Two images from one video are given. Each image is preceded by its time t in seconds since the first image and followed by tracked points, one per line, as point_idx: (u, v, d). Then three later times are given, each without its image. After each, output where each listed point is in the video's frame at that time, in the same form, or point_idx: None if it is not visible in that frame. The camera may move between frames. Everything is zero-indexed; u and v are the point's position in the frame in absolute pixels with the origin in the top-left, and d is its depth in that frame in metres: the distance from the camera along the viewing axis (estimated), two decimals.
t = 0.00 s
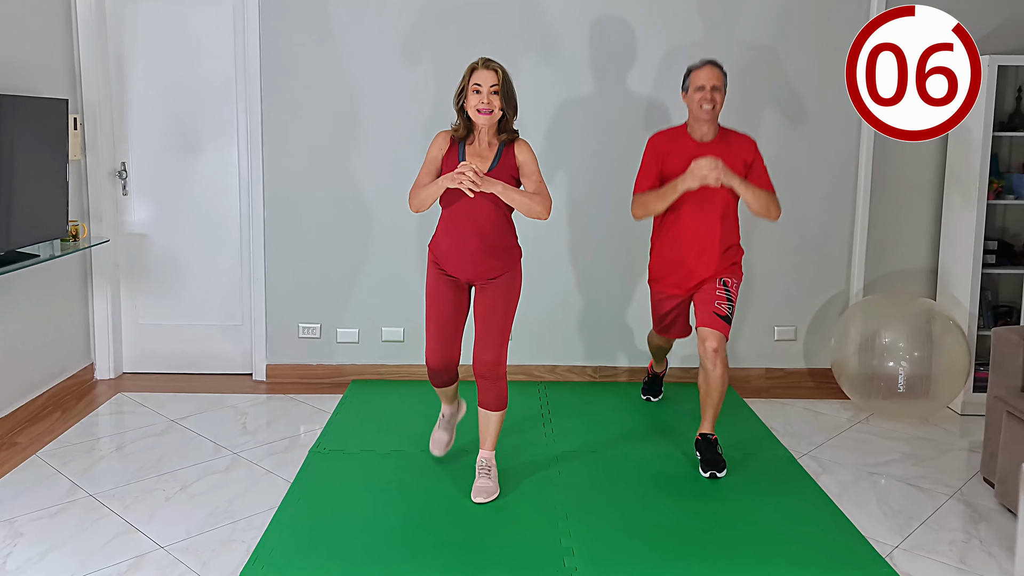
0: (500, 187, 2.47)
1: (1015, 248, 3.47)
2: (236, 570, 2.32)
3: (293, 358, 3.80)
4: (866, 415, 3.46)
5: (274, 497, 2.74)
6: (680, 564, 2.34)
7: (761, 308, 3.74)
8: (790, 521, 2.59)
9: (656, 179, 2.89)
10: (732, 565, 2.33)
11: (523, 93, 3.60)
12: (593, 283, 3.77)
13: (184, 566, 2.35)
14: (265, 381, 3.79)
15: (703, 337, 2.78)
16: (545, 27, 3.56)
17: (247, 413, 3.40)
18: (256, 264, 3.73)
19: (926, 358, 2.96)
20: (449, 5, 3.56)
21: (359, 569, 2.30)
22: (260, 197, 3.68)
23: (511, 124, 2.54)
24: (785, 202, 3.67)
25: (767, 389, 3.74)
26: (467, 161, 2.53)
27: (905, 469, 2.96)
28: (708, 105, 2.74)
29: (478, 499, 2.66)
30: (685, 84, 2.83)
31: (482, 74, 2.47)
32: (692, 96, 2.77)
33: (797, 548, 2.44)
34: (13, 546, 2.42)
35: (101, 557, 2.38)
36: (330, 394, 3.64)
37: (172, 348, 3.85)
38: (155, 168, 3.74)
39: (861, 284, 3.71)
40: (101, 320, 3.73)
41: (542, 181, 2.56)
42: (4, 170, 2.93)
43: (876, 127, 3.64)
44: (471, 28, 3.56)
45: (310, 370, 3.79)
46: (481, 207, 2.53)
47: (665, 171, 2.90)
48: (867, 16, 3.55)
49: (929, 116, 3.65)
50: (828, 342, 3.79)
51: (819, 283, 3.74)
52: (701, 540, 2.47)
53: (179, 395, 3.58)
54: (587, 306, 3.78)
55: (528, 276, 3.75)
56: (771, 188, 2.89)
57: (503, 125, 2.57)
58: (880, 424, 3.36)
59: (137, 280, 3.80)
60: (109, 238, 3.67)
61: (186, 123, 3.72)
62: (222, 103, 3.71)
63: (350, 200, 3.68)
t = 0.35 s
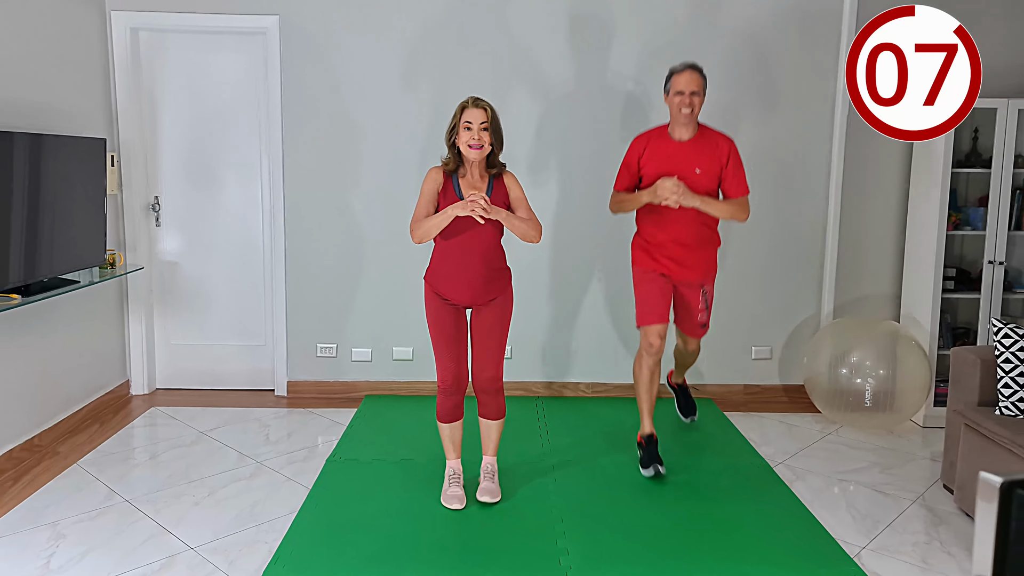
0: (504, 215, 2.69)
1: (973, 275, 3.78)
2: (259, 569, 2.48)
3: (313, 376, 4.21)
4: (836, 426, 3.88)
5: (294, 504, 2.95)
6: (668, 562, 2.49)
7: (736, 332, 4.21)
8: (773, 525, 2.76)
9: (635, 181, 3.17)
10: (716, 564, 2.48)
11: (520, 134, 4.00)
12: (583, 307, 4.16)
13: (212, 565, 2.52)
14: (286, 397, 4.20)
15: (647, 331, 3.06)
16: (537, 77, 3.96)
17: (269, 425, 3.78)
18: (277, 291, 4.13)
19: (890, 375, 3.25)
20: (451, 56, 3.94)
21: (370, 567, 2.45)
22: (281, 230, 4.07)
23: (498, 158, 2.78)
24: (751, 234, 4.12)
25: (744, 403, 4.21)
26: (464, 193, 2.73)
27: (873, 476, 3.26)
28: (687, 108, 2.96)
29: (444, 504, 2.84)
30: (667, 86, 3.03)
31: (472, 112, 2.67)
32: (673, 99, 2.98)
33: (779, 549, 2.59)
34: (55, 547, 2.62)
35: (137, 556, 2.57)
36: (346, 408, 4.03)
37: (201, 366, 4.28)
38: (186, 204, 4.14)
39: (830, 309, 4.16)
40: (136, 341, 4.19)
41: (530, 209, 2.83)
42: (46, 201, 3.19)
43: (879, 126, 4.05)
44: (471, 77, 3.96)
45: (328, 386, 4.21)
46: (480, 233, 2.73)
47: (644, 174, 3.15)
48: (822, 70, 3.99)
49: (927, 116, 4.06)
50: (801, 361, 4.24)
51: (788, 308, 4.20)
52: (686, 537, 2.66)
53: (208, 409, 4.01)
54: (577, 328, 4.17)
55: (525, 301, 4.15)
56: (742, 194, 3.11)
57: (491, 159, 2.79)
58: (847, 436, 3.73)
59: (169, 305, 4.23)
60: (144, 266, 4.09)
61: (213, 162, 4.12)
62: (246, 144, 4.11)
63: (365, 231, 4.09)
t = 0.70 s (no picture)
0: (489, 233, 2.88)
1: (953, 288, 3.96)
2: (270, 569, 2.57)
3: (321, 385, 4.38)
4: (822, 433, 4.04)
5: (304, 506, 3.07)
6: (659, 562, 2.60)
7: (728, 343, 4.38)
8: (762, 527, 2.88)
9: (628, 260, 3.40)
10: (706, 565, 2.58)
11: (520, 152, 4.18)
12: (580, 318, 4.34)
13: (226, 565, 2.61)
14: (296, 404, 4.38)
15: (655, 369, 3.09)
16: (536, 100, 4.15)
17: (280, 431, 3.97)
18: (286, 303, 4.31)
19: (873, 383, 3.41)
20: (454, 79, 4.12)
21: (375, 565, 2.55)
22: (290, 245, 4.25)
23: (492, 180, 2.96)
24: (741, 249, 4.30)
25: (735, 411, 4.39)
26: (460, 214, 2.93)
27: (855, 480, 3.42)
28: (681, 194, 3.19)
29: (449, 507, 2.95)
30: (664, 172, 3.28)
31: (467, 137, 2.84)
32: (668, 185, 3.22)
33: (767, 551, 2.69)
34: (76, 547, 2.70)
35: (155, 556, 2.65)
36: (353, 415, 4.21)
37: (215, 375, 4.48)
38: (201, 220, 4.34)
39: (817, 321, 4.34)
40: (153, 350, 4.37)
41: (523, 226, 3.01)
42: (67, 214, 3.34)
43: (879, 127, 4.21)
44: (472, 99, 4.14)
45: (336, 394, 4.38)
46: (475, 251, 2.93)
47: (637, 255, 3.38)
48: (807, 92, 4.18)
49: (926, 117, 4.28)
50: (788, 370, 4.42)
51: (775, 320, 4.37)
52: (674, 537, 2.78)
53: (220, 416, 4.19)
54: (574, 339, 4.36)
55: (524, 313, 4.33)
56: (721, 280, 3.36)
57: (486, 181, 2.96)
58: (832, 442, 3.90)
59: (185, 316, 4.43)
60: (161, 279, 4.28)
61: (227, 181, 4.32)
62: (257, 164, 4.31)
63: (372, 246, 4.26)
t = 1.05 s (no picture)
0: (490, 252, 2.91)
1: (953, 288, 3.96)
2: (270, 569, 2.57)
3: (321, 385, 4.38)
4: (822, 433, 4.04)
5: (304, 506, 3.07)
6: (658, 562, 2.60)
7: (728, 342, 4.38)
8: (762, 527, 2.88)
9: (631, 267, 3.37)
10: (706, 565, 2.58)
11: (518, 152, 4.18)
12: (580, 318, 4.34)
13: (225, 565, 2.61)
14: (296, 404, 4.38)
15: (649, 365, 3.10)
16: (536, 100, 4.15)
17: (280, 431, 3.97)
18: (286, 303, 4.31)
19: (873, 383, 3.41)
20: (454, 79, 4.13)
21: (375, 565, 2.55)
22: (290, 244, 4.25)
23: (492, 199, 2.99)
24: (741, 249, 4.30)
25: (735, 410, 4.40)
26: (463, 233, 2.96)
27: (855, 480, 3.42)
28: (680, 201, 3.15)
29: (449, 506, 2.96)
30: (663, 177, 3.23)
31: (465, 158, 2.84)
32: (667, 191, 3.17)
33: (767, 550, 2.69)
34: (76, 547, 2.70)
35: (156, 556, 2.65)
36: (353, 415, 4.21)
37: (215, 375, 4.48)
38: (200, 220, 4.34)
39: (816, 321, 4.34)
40: (153, 350, 4.37)
41: (525, 242, 3.05)
42: (67, 213, 3.34)
43: (879, 126, 4.21)
44: (473, 99, 4.14)
45: (336, 393, 4.38)
46: (479, 268, 2.98)
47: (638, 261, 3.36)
48: (807, 92, 4.18)
49: (926, 117, 4.29)
50: (788, 370, 4.43)
51: (776, 320, 4.37)
52: (674, 537, 2.78)
53: (220, 416, 4.19)
54: (574, 339, 4.36)
55: (524, 313, 4.33)
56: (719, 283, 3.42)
57: (486, 200, 2.98)
58: (832, 441, 3.90)
59: (185, 316, 4.43)
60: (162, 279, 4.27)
61: (227, 181, 4.32)
62: (258, 165, 4.31)
63: (371, 245, 4.26)
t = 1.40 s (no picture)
0: (483, 224, 2.83)
1: (953, 287, 3.96)
2: (270, 569, 2.57)
3: (321, 385, 4.38)
4: (822, 433, 4.04)
5: (304, 506, 3.07)
6: (658, 562, 2.60)
7: (728, 342, 4.38)
8: (763, 527, 2.88)
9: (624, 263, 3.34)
10: (706, 565, 2.58)
11: (518, 152, 4.18)
12: (580, 318, 4.34)
13: (226, 565, 2.61)
14: (296, 404, 4.38)
15: (649, 372, 3.09)
16: (535, 100, 4.15)
17: (279, 431, 3.96)
18: (286, 302, 4.31)
19: (873, 383, 3.41)
20: (454, 79, 4.12)
21: (376, 565, 2.55)
22: (290, 244, 4.25)
23: (479, 176, 2.94)
24: (741, 249, 4.30)
25: (735, 410, 4.40)
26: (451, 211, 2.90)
27: (855, 480, 3.42)
28: (673, 190, 3.14)
29: (449, 506, 2.95)
30: (655, 170, 3.24)
31: (448, 136, 2.83)
32: (661, 182, 3.17)
33: (767, 550, 2.69)
34: (76, 547, 2.70)
35: (155, 556, 2.65)
36: (353, 415, 4.21)
37: (215, 375, 4.48)
38: (200, 219, 4.34)
39: (816, 320, 4.34)
40: (153, 350, 4.36)
41: (515, 216, 2.98)
42: (67, 213, 3.33)
43: (878, 127, 4.21)
44: (473, 99, 4.14)
45: (336, 393, 4.38)
46: (471, 243, 2.90)
47: (632, 256, 3.33)
48: (807, 92, 4.18)
49: (926, 117, 4.22)
50: (788, 370, 4.43)
51: (776, 320, 4.37)
52: (673, 537, 2.78)
53: (221, 416, 4.19)
54: (575, 339, 4.36)
55: (524, 313, 4.33)
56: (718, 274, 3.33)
57: (473, 177, 2.95)
58: (833, 442, 3.90)
59: (185, 315, 4.43)
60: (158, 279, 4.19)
61: (227, 180, 4.32)
62: (257, 165, 4.31)
63: (371, 245, 4.26)
